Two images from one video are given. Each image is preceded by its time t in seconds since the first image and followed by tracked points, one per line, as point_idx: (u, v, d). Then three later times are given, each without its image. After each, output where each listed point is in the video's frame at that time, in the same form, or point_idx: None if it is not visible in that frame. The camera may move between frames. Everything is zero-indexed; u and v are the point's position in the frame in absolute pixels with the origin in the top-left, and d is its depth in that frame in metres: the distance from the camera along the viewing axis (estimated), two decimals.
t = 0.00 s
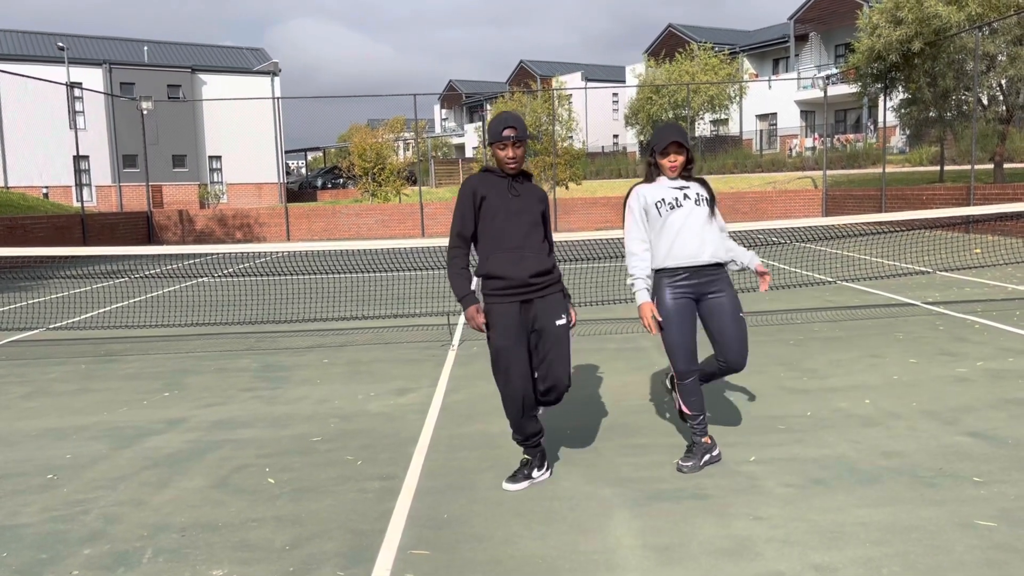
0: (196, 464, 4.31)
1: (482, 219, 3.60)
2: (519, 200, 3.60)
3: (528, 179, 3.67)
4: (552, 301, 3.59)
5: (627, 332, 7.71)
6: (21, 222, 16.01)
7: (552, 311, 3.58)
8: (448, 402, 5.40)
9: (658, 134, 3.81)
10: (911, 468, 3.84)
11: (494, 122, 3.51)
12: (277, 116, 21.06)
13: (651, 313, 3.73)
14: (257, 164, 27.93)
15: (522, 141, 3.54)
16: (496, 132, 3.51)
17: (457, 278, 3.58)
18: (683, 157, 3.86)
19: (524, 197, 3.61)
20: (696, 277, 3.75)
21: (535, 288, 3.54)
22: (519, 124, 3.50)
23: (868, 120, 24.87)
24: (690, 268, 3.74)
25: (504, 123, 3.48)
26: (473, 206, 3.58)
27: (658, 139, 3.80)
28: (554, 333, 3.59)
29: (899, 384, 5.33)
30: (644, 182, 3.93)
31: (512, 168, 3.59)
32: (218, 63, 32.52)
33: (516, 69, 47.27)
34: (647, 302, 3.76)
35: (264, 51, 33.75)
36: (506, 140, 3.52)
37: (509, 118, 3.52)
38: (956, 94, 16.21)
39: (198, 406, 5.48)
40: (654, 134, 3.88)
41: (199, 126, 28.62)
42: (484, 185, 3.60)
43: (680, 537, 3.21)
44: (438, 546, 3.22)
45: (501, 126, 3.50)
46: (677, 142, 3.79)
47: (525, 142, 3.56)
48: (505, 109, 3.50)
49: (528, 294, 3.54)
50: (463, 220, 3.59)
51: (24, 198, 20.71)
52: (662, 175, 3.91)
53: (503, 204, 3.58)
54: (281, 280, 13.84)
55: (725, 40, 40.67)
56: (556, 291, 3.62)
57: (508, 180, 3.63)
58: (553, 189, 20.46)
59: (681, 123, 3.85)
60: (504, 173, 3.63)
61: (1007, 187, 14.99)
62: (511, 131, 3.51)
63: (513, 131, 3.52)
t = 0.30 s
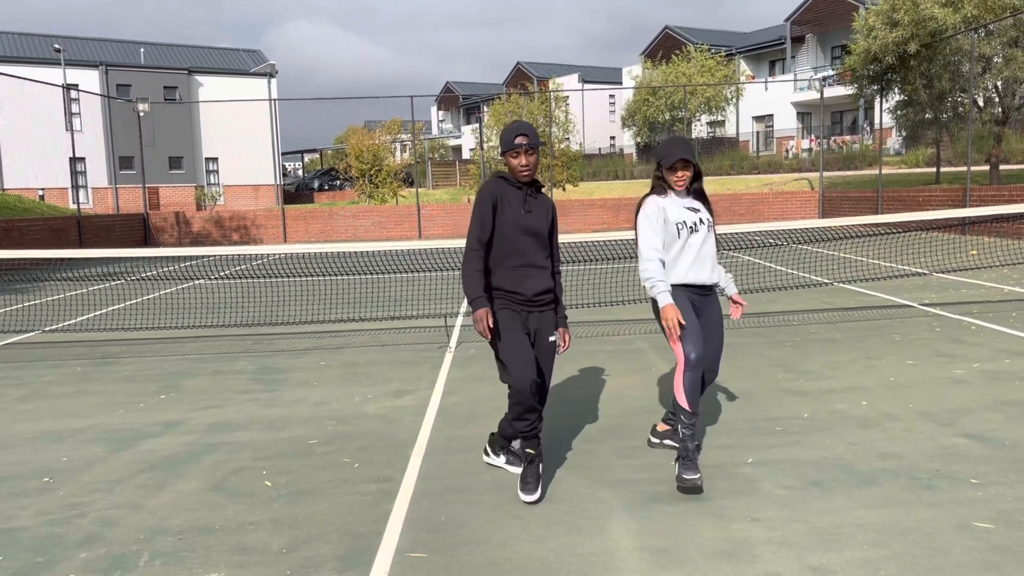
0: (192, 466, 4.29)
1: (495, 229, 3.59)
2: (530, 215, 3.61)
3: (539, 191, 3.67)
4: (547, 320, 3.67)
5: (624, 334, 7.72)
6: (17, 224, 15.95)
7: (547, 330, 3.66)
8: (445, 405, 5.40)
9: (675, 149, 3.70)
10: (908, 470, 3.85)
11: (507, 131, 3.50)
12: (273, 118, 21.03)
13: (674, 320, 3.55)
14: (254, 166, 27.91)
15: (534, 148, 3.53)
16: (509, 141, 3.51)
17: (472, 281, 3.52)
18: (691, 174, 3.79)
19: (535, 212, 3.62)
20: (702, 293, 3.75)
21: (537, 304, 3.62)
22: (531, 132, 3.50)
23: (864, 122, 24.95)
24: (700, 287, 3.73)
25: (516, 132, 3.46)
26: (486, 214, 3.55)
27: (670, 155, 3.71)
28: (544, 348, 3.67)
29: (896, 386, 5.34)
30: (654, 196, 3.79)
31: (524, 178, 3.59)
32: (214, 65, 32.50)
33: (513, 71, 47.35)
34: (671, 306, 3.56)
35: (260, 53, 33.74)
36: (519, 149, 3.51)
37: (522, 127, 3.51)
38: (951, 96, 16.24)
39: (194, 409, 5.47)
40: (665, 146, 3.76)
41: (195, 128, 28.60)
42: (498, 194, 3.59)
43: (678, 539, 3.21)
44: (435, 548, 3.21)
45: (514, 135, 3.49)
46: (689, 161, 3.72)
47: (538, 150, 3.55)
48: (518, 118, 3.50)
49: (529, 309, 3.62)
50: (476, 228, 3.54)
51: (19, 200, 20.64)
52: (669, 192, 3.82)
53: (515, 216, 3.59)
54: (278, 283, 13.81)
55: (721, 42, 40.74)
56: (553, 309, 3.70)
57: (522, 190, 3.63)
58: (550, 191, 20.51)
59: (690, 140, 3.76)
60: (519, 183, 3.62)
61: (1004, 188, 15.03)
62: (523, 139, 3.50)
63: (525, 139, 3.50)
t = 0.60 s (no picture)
0: (188, 468, 4.28)
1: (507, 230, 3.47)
2: (538, 218, 3.53)
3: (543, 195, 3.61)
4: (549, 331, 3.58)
5: (622, 335, 7.71)
6: (13, 226, 15.90)
7: (548, 340, 3.57)
8: (442, 406, 5.39)
9: (677, 149, 3.67)
10: (905, 470, 3.85)
11: (509, 135, 3.46)
12: (270, 120, 21.01)
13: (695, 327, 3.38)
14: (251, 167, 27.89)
15: (538, 151, 3.48)
16: (511, 144, 3.45)
17: (493, 281, 3.38)
18: (692, 175, 3.75)
19: (542, 215, 3.55)
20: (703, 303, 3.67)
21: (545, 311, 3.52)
22: (534, 134, 3.47)
23: (860, 124, 25.02)
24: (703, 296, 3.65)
25: (517, 135, 3.43)
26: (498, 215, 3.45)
27: (669, 155, 3.68)
28: (545, 359, 3.58)
29: (893, 387, 5.35)
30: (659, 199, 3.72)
31: (529, 181, 3.53)
32: (211, 66, 32.47)
33: (510, 73, 47.43)
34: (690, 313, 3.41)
35: (257, 54, 33.71)
36: (522, 151, 3.45)
37: (523, 131, 3.47)
38: (947, 97, 16.21)
39: (190, 411, 5.45)
40: (664, 147, 3.74)
41: (192, 129, 28.57)
42: (506, 197, 3.50)
43: (676, 541, 3.21)
44: (433, 550, 3.21)
45: (516, 137, 3.45)
46: (690, 160, 3.69)
47: (541, 152, 3.50)
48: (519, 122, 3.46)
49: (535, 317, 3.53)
50: (490, 228, 3.42)
51: (15, 202, 20.57)
52: (673, 195, 3.77)
53: (524, 219, 3.50)
54: (275, 284, 13.80)
55: (717, 43, 40.80)
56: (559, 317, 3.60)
57: (529, 194, 3.56)
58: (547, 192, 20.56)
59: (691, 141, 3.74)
60: (524, 187, 3.55)
61: (1000, 189, 15.07)
62: (525, 142, 3.45)
63: (528, 142, 3.46)
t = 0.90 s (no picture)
0: (185, 469, 4.27)
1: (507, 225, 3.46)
2: (536, 214, 3.53)
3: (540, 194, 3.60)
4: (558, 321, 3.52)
5: (619, 336, 7.70)
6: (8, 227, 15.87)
7: (559, 332, 3.51)
8: (439, 407, 5.38)
9: (680, 148, 3.67)
10: (902, 470, 3.86)
11: (512, 137, 3.42)
12: (266, 120, 20.98)
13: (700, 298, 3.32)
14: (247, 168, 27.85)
15: (539, 156, 3.44)
16: (513, 146, 3.41)
17: (498, 265, 3.35)
18: (693, 174, 3.75)
19: (540, 212, 3.55)
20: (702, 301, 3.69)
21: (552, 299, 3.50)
22: (538, 138, 3.43)
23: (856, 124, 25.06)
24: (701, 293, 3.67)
25: (522, 138, 3.38)
26: (497, 209, 3.43)
27: (671, 154, 3.69)
28: (556, 349, 3.51)
29: (889, 387, 5.35)
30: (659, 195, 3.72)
31: (527, 184, 3.51)
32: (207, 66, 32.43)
33: (507, 73, 47.44)
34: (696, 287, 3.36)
35: (253, 54, 33.67)
36: (524, 155, 3.42)
37: (527, 134, 3.43)
38: (943, 98, 16.25)
39: (187, 412, 5.44)
40: (666, 146, 3.73)
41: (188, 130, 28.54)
42: (503, 194, 3.49)
43: (673, 541, 3.21)
44: (430, 551, 3.20)
45: (520, 140, 3.40)
46: (692, 160, 3.70)
47: (543, 157, 3.47)
48: (522, 123, 3.43)
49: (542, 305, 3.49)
50: (490, 220, 3.40)
51: (11, 203, 20.52)
52: (673, 193, 3.77)
53: (523, 214, 3.50)
54: (271, 285, 13.79)
55: (713, 43, 40.84)
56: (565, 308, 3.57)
57: (525, 193, 3.56)
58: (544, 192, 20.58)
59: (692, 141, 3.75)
60: (522, 188, 3.55)
61: (996, 189, 15.11)
62: (529, 145, 3.41)
63: (531, 146, 3.42)
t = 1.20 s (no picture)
0: (181, 469, 4.26)
1: (503, 232, 3.46)
2: (533, 223, 3.52)
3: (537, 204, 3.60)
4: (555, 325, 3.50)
5: (616, 335, 7.70)
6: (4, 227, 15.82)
7: (556, 335, 3.49)
8: (436, 407, 5.37)
9: (673, 163, 3.66)
10: (898, 469, 3.86)
11: (510, 146, 3.45)
12: (262, 119, 20.95)
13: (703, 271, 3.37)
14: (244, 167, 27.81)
15: (537, 165, 3.48)
16: (511, 156, 3.45)
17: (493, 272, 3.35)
18: (689, 189, 3.73)
19: (537, 221, 3.54)
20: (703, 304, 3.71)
21: (548, 304, 3.48)
22: (536, 149, 3.46)
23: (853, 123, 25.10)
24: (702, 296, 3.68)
25: (520, 148, 3.41)
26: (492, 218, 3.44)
27: (669, 169, 3.67)
28: (553, 354, 3.49)
29: (886, 386, 5.36)
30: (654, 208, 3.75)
31: (525, 194, 3.52)
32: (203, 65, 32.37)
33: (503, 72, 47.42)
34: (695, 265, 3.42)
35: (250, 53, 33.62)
36: (522, 165, 3.46)
37: (525, 144, 3.45)
38: (940, 97, 16.32)
39: (183, 411, 5.43)
40: (663, 161, 3.71)
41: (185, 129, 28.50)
42: (500, 203, 3.49)
43: (670, 540, 3.21)
44: (427, 550, 3.20)
45: (518, 150, 3.43)
46: (686, 175, 3.67)
47: (540, 166, 3.50)
48: (521, 134, 3.45)
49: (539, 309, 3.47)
50: (485, 229, 3.41)
51: (6, 202, 20.46)
52: (670, 206, 3.78)
53: (520, 221, 3.49)
54: (268, 285, 13.77)
55: (710, 42, 40.85)
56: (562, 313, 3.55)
57: (523, 203, 3.56)
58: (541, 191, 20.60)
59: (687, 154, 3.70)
60: (520, 197, 3.55)
61: (992, 188, 15.15)
62: (527, 155, 3.44)
63: (529, 155, 3.45)
